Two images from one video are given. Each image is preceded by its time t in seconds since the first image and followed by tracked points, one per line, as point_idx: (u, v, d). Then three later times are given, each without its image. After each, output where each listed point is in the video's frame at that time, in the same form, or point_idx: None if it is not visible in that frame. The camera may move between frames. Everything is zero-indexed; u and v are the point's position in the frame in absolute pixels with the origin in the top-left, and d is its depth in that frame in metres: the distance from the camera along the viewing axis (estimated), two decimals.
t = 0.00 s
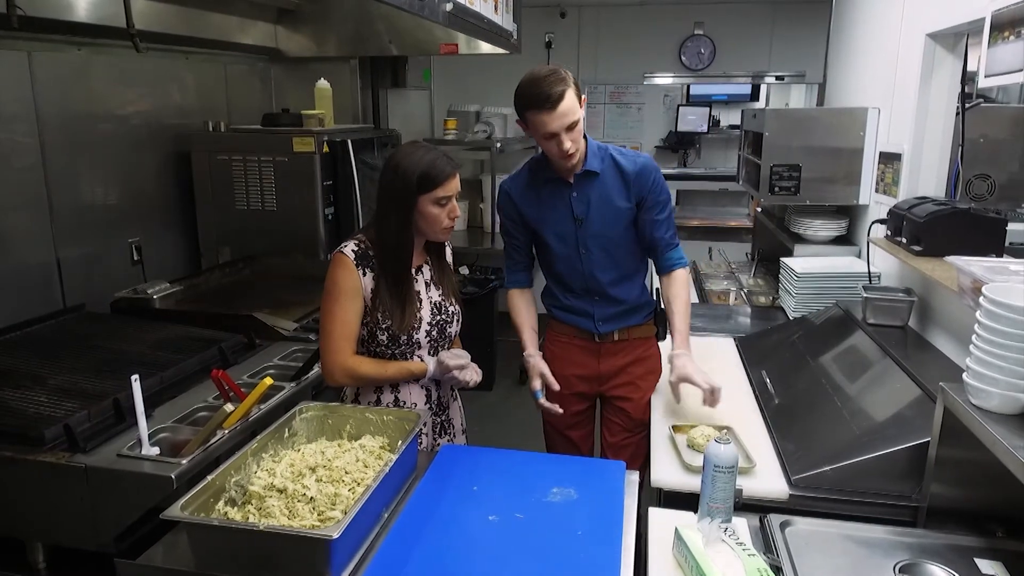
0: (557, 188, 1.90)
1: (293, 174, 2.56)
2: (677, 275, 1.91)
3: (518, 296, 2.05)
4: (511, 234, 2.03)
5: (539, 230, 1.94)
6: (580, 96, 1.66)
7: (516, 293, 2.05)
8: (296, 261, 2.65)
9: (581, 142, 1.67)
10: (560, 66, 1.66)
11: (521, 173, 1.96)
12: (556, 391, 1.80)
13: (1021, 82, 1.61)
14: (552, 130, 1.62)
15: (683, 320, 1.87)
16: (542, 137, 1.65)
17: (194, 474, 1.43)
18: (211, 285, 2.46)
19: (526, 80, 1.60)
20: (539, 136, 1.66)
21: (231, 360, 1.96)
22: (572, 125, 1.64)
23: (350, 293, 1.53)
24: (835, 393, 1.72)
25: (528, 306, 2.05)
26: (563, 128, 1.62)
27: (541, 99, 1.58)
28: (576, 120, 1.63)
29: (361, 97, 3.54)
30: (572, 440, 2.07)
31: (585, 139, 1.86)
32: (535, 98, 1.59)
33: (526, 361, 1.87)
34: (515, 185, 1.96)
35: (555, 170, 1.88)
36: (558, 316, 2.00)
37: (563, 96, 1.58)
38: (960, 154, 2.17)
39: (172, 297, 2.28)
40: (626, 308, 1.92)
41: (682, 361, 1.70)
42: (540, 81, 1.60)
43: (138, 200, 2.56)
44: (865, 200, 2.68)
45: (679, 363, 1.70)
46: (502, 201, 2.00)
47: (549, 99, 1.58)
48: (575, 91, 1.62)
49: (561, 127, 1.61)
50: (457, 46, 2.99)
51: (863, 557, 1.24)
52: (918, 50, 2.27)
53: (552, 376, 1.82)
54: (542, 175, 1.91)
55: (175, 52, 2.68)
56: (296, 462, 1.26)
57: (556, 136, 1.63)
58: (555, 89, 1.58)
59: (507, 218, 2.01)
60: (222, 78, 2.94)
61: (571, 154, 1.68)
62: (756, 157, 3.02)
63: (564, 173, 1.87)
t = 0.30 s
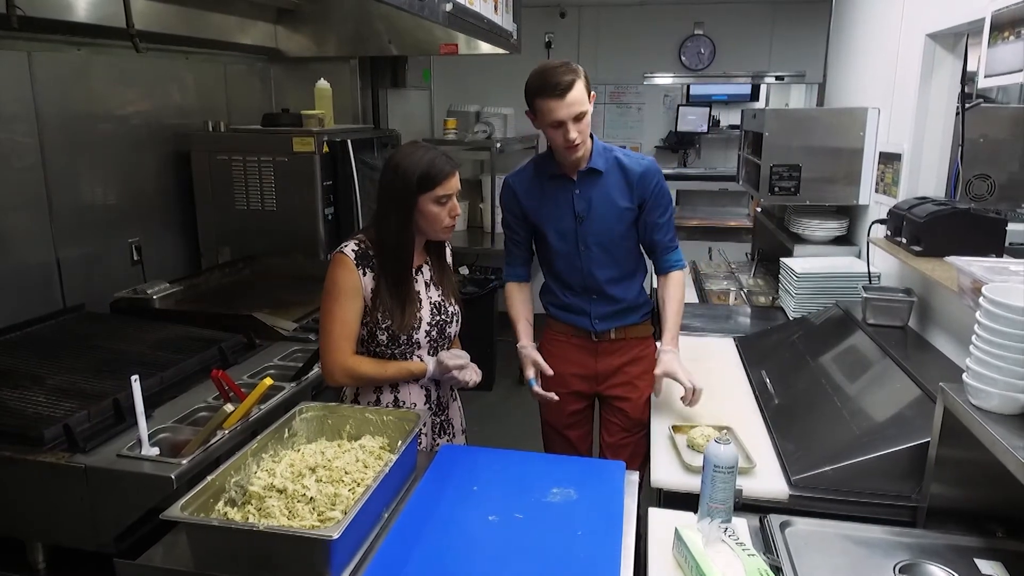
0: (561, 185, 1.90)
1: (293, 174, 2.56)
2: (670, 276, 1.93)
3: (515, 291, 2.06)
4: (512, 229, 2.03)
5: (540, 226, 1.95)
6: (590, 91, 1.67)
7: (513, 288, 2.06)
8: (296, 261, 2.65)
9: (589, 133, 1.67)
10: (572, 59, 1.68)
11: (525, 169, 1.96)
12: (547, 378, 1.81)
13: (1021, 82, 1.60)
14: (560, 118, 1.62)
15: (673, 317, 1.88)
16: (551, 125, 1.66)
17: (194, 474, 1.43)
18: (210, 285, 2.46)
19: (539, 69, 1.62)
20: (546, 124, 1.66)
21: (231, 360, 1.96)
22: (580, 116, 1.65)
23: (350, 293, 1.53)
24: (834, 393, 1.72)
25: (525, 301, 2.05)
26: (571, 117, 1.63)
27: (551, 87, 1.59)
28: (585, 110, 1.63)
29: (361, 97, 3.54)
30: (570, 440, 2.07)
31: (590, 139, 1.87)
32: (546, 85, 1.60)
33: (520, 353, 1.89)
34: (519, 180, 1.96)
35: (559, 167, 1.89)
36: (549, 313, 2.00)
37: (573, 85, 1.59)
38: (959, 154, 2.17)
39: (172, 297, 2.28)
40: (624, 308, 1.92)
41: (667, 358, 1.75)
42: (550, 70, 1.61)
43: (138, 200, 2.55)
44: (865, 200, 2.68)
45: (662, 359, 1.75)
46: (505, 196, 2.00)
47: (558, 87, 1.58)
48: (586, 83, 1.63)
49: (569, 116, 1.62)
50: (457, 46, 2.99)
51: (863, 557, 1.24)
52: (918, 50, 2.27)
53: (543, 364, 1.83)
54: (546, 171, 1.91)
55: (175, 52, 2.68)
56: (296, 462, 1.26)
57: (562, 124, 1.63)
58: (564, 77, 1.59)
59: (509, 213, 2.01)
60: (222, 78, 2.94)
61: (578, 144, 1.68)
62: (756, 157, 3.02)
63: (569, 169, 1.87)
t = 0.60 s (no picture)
0: (562, 183, 1.90)
1: (293, 174, 2.56)
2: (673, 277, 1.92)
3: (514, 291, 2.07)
4: (514, 229, 2.03)
5: (542, 225, 1.94)
6: (593, 89, 1.67)
7: (512, 287, 2.07)
8: (296, 261, 2.65)
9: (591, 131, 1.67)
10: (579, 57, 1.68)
11: (526, 168, 1.96)
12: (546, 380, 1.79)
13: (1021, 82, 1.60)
14: (563, 115, 1.62)
15: (677, 318, 1.87)
16: (553, 122, 1.66)
17: (194, 474, 1.43)
18: (211, 285, 2.46)
19: (542, 66, 1.62)
20: (548, 121, 1.66)
21: (231, 360, 1.96)
22: (583, 113, 1.64)
23: (348, 292, 1.53)
24: (835, 393, 1.72)
25: (523, 301, 2.05)
26: (574, 114, 1.63)
27: (554, 84, 1.59)
28: (588, 107, 1.63)
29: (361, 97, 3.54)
30: (573, 441, 2.07)
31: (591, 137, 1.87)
32: (549, 82, 1.60)
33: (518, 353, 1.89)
34: (520, 180, 1.96)
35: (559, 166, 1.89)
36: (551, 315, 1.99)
37: (575, 82, 1.59)
38: (960, 154, 2.17)
39: (172, 297, 2.28)
40: (625, 307, 1.92)
41: (671, 359, 1.75)
42: (554, 67, 1.61)
43: (138, 200, 2.55)
44: (865, 200, 2.68)
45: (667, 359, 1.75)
46: (506, 195, 1.99)
47: (561, 84, 1.58)
48: (589, 80, 1.63)
49: (571, 113, 1.61)
50: (457, 46, 2.98)
51: (863, 557, 1.24)
52: (918, 49, 2.27)
53: (541, 366, 1.82)
54: (546, 170, 1.91)
55: (175, 52, 2.68)
56: (296, 462, 1.26)
57: (564, 121, 1.63)
58: (567, 74, 1.59)
59: (510, 212, 2.01)
60: (222, 78, 2.94)
61: (579, 142, 1.67)
62: (756, 157, 3.02)
63: (569, 167, 1.87)
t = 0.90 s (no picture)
0: (561, 182, 1.90)
1: (293, 174, 2.56)
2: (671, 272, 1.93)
3: (514, 286, 2.05)
4: (512, 229, 2.02)
5: (540, 224, 1.94)
6: (592, 88, 1.67)
7: (511, 283, 2.06)
8: (296, 261, 2.65)
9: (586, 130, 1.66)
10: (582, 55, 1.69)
11: (525, 167, 1.96)
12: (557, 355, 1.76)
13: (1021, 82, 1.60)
14: (558, 110, 1.62)
15: (680, 309, 1.88)
16: (549, 117, 1.66)
17: (194, 475, 1.43)
18: (211, 285, 2.46)
19: (543, 60, 1.62)
20: (545, 115, 1.66)
21: (231, 359, 1.95)
22: (579, 111, 1.65)
23: (346, 294, 1.53)
24: (835, 393, 1.72)
25: (524, 292, 2.03)
26: (570, 111, 1.63)
27: (552, 78, 1.59)
28: (585, 105, 1.63)
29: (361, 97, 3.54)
30: (572, 441, 2.07)
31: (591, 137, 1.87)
32: (548, 76, 1.60)
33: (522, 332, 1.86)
34: (519, 178, 1.95)
35: (558, 165, 1.89)
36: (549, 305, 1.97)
37: (573, 79, 1.59)
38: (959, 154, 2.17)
39: (172, 297, 2.28)
40: (623, 307, 1.92)
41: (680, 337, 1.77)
42: (556, 61, 1.62)
43: (138, 200, 2.55)
44: (865, 200, 2.68)
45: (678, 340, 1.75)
46: (505, 194, 1.99)
47: (559, 78, 1.59)
48: (589, 79, 1.63)
49: (567, 109, 1.62)
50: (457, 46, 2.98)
51: (865, 557, 1.24)
52: (918, 49, 2.27)
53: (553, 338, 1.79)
54: (545, 169, 1.91)
55: (175, 52, 2.68)
56: (296, 462, 1.26)
57: (560, 116, 1.63)
58: (566, 70, 1.59)
59: (509, 211, 2.01)
60: (222, 78, 2.93)
61: (573, 139, 1.67)
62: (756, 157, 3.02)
63: (569, 166, 1.87)
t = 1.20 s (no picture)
0: (563, 177, 1.91)
1: (293, 174, 2.56)
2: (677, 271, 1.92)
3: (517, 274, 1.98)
4: (510, 216, 2.02)
5: (537, 217, 1.95)
6: (588, 89, 1.74)
7: (513, 273, 1.99)
8: (297, 261, 2.65)
9: (561, 120, 1.76)
10: (597, 57, 1.78)
11: (532, 158, 1.97)
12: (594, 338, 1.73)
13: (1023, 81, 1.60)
14: (539, 92, 1.75)
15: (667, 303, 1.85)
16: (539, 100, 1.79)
17: (194, 475, 1.43)
18: (211, 285, 2.46)
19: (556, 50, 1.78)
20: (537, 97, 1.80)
21: (231, 359, 1.95)
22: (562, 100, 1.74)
23: (345, 297, 1.52)
24: (837, 392, 1.71)
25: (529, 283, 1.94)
26: (549, 95, 1.74)
27: (547, 63, 1.74)
28: (562, 95, 1.72)
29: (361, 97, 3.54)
30: (566, 441, 2.07)
31: (597, 136, 1.89)
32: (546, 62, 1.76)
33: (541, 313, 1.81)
34: (525, 169, 1.97)
35: (562, 159, 1.90)
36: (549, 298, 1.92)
37: (558, 67, 1.71)
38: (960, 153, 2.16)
39: (172, 297, 2.27)
40: (614, 306, 1.93)
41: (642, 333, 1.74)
42: (562, 53, 1.75)
43: (138, 200, 2.55)
44: (866, 200, 2.67)
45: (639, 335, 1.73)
46: (509, 183, 2.00)
47: (549, 64, 1.73)
48: (581, 75, 1.72)
49: (545, 93, 1.74)
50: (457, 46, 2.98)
51: (867, 557, 1.23)
52: (919, 48, 2.26)
53: (588, 322, 1.77)
54: (549, 161, 1.92)
55: (175, 51, 2.68)
56: (296, 462, 1.26)
57: (541, 98, 1.76)
58: (560, 59, 1.72)
59: (511, 201, 2.01)
60: (222, 78, 2.93)
61: (548, 124, 1.78)
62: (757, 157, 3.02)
63: (574, 160, 1.89)
